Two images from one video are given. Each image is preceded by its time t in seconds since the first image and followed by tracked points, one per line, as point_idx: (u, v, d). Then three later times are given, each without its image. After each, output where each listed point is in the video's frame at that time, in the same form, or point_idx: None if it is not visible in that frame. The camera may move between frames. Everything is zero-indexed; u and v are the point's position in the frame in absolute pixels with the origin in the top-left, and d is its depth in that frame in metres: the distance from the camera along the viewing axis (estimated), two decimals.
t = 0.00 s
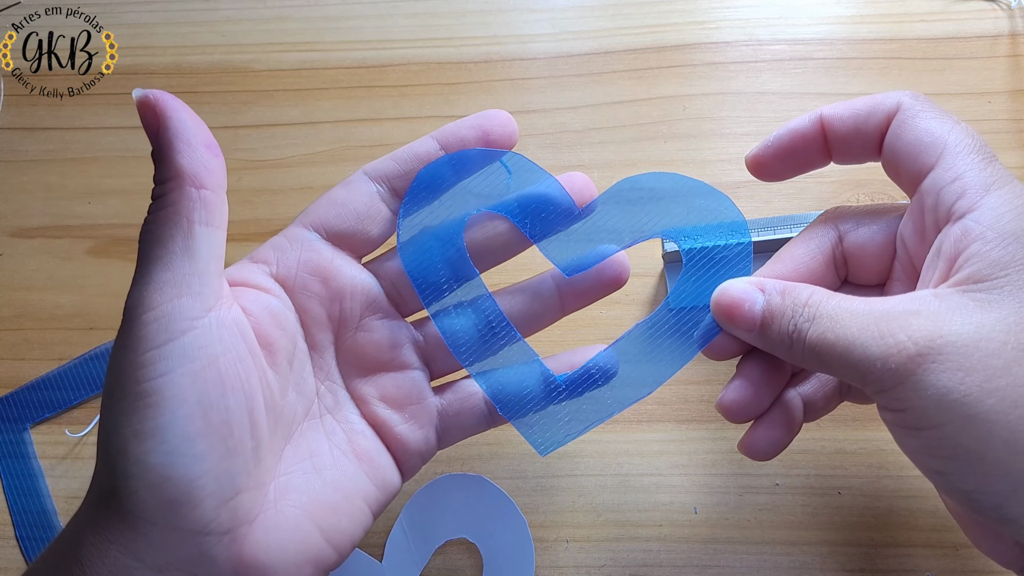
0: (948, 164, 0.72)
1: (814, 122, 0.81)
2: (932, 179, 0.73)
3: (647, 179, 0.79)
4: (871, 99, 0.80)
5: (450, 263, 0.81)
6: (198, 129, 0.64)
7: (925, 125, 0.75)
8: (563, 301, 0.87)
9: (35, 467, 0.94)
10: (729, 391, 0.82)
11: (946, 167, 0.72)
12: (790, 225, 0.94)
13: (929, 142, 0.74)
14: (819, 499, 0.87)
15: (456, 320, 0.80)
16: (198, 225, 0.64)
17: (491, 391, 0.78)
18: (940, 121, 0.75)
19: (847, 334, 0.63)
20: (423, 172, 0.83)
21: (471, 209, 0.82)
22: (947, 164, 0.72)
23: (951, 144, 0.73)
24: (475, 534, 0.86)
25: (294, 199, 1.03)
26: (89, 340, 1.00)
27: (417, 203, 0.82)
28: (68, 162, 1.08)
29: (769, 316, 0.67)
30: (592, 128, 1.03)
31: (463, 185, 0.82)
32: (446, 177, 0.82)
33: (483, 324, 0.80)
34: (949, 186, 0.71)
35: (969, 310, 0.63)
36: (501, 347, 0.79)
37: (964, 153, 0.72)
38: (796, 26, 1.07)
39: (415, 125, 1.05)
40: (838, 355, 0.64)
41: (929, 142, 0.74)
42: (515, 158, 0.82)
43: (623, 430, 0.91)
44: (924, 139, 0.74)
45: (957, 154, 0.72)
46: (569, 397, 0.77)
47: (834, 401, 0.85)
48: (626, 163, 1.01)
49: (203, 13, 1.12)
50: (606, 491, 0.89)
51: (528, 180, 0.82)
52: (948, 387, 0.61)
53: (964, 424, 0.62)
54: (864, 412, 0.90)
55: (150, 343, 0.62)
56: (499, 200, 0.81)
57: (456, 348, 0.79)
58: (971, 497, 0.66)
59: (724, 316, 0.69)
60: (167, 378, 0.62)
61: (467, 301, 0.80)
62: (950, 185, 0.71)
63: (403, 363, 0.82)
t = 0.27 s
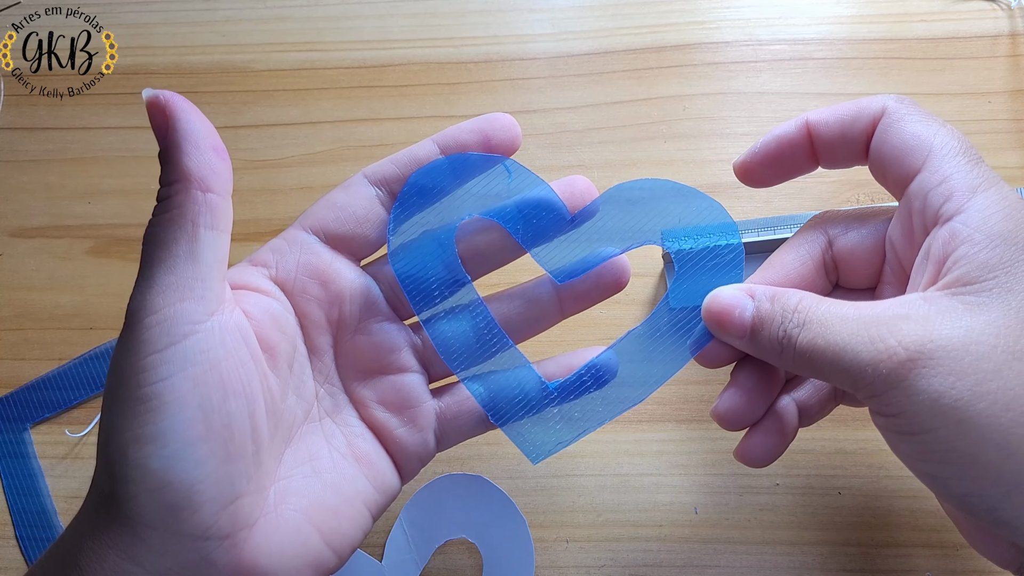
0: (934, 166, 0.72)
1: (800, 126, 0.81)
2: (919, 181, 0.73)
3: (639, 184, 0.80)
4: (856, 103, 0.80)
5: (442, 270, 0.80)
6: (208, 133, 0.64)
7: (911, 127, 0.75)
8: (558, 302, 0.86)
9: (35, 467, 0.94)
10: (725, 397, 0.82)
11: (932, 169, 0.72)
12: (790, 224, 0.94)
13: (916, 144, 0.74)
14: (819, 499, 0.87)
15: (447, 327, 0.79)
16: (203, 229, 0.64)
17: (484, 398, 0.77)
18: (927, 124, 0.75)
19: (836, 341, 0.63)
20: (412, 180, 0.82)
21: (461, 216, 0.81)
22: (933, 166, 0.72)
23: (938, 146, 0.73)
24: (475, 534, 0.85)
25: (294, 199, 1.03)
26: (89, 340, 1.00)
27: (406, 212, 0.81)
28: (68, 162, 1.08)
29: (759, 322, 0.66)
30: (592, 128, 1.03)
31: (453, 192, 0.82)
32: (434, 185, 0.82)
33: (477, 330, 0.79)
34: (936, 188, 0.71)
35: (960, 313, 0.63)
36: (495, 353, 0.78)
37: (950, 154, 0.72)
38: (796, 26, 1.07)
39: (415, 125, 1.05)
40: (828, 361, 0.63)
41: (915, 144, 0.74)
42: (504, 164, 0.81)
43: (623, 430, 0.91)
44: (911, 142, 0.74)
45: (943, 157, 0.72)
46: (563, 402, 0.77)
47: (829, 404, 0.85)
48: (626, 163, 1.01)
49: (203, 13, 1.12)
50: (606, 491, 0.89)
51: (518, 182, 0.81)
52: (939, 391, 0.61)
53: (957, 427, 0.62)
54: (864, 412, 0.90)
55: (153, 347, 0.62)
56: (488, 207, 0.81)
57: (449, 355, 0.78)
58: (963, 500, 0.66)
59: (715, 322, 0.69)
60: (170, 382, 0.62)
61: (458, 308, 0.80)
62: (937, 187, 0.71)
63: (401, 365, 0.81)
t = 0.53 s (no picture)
0: (935, 166, 0.72)
1: (799, 126, 0.81)
2: (920, 180, 0.73)
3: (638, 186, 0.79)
4: (854, 102, 0.80)
5: (440, 271, 0.80)
6: (208, 134, 0.64)
7: (911, 127, 0.75)
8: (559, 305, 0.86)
9: (35, 467, 0.94)
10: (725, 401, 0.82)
11: (933, 168, 0.72)
12: (790, 224, 0.94)
13: (916, 143, 0.74)
14: (819, 499, 0.87)
15: (445, 330, 0.79)
16: (202, 231, 0.63)
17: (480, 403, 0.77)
18: (927, 123, 0.75)
19: (838, 342, 0.63)
20: (410, 181, 0.81)
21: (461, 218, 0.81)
22: (934, 165, 0.72)
23: (938, 145, 0.73)
24: (476, 534, 0.85)
25: (294, 199, 1.03)
26: (89, 340, 1.00)
27: (407, 211, 0.81)
28: (68, 162, 1.08)
29: (760, 324, 0.66)
30: (592, 128, 1.03)
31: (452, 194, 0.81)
32: (432, 186, 0.81)
33: (474, 334, 0.79)
34: (937, 188, 0.71)
35: (963, 314, 0.63)
36: (491, 358, 0.78)
37: (951, 153, 0.72)
38: (796, 26, 1.07)
39: (415, 125, 1.05)
40: (830, 362, 0.63)
41: (916, 143, 0.74)
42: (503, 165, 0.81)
43: (623, 430, 0.91)
44: (911, 141, 0.74)
45: (944, 156, 0.72)
46: (561, 405, 0.77)
47: (832, 404, 0.85)
48: (626, 162, 1.01)
49: (203, 13, 1.12)
50: (606, 491, 0.89)
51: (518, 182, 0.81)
52: (943, 393, 0.61)
53: (961, 430, 0.62)
54: (865, 412, 0.90)
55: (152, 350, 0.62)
56: (488, 207, 0.80)
57: (445, 359, 0.78)
58: (969, 502, 0.66)
59: (714, 324, 0.68)
60: (168, 386, 0.62)
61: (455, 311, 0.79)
62: (938, 187, 0.71)
63: (400, 366, 0.81)
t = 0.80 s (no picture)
0: (934, 165, 0.72)
1: (797, 126, 0.81)
2: (919, 179, 0.73)
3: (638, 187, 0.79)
4: (851, 102, 0.80)
5: (438, 273, 0.80)
6: (208, 135, 0.64)
7: (910, 125, 0.75)
8: (559, 308, 0.86)
9: (35, 467, 0.94)
10: (724, 403, 0.82)
11: (932, 168, 0.72)
12: (790, 224, 0.94)
13: (915, 142, 0.74)
14: (819, 499, 0.87)
15: (445, 332, 0.79)
16: (202, 233, 0.63)
17: (478, 407, 0.77)
18: (925, 121, 0.75)
19: (837, 342, 0.63)
20: (407, 183, 0.81)
21: (460, 221, 0.81)
22: (933, 164, 0.72)
23: (937, 144, 0.73)
24: (475, 534, 0.85)
25: (294, 199, 1.03)
26: (89, 340, 1.00)
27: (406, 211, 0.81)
28: (68, 162, 1.08)
29: (759, 325, 0.66)
30: (592, 128, 1.03)
31: (450, 195, 0.81)
32: (430, 187, 0.81)
33: (472, 336, 0.79)
34: (937, 187, 0.71)
35: (961, 314, 0.63)
36: (488, 361, 0.78)
37: (949, 152, 0.72)
38: (796, 26, 1.07)
39: (416, 125, 1.05)
40: (830, 363, 0.63)
41: (915, 142, 0.74)
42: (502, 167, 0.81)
43: (622, 430, 0.91)
44: (910, 140, 0.74)
45: (943, 155, 0.72)
46: (560, 408, 0.77)
47: (832, 403, 0.85)
48: (626, 162, 1.01)
49: (203, 13, 1.12)
50: (606, 491, 0.89)
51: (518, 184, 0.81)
52: (942, 393, 0.61)
53: (960, 430, 0.62)
54: (864, 412, 0.90)
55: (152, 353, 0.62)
56: (487, 209, 0.80)
57: (443, 362, 0.78)
58: (969, 502, 0.66)
59: (714, 324, 0.69)
60: (168, 389, 0.62)
61: (453, 313, 0.79)
62: (938, 186, 0.71)
63: (400, 368, 0.81)
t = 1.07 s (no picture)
0: (938, 166, 0.72)
1: (798, 128, 0.81)
2: (922, 180, 0.72)
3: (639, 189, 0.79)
4: (853, 102, 0.80)
5: (439, 275, 0.80)
6: (207, 137, 0.64)
7: (912, 126, 0.75)
8: (560, 312, 0.86)
9: (35, 467, 0.94)
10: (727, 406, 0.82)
11: (936, 168, 0.72)
12: (790, 224, 0.94)
13: (917, 142, 0.74)
14: (820, 499, 0.87)
15: (446, 335, 0.79)
16: (202, 236, 0.63)
17: (480, 409, 0.77)
18: (927, 121, 0.75)
19: (841, 344, 0.63)
20: (407, 185, 0.81)
21: (460, 223, 0.81)
22: (937, 165, 0.72)
23: (939, 144, 0.73)
24: (475, 534, 0.85)
25: (294, 199, 1.03)
26: (89, 340, 0.99)
27: (404, 215, 0.80)
28: (67, 162, 1.08)
29: (761, 326, 0.66)
30: (592, 128, 1.03)
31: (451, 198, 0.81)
32: (430, 189, 0.81)
33: (473, 339, 0.78)
34: (940, 188, 0.71)
35: (965, 316, 0.63)
36: (489, 365, 0.78)
37: (952, 152, 0.72)
38: (795, 26, 1.07)
39: (416, 125, 1.05)
40: (833, 365, 0.63)
41: (916, 143, 0.74)
42: (502, 169, 0.81)
43: (623, 430, 0.91)
44: (912, 140, 0.74)
45: (946, 155, 0.72)
46: (562, 411, 0.77)
47: (835, 404, 0.85)
48: (626, 162, 1.01)
49: (203, 12, 1.12)
50: (606, 491, 0.89)
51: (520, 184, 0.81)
52: (947, 396, 0.61)
53: (966, 432, 0.62)
54: (865, 412, 0.90)
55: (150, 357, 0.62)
56: (488, 211, 0.80)
57: (445, 366, 0.78)
58: (974, 506, 0.66)
59: (715, 327, 0.68)
60: (167, 393, 0.62)
61: (454, 317, 0.79)
62: (942, 187, 0.70)
63: (400, 371, 0.81)
